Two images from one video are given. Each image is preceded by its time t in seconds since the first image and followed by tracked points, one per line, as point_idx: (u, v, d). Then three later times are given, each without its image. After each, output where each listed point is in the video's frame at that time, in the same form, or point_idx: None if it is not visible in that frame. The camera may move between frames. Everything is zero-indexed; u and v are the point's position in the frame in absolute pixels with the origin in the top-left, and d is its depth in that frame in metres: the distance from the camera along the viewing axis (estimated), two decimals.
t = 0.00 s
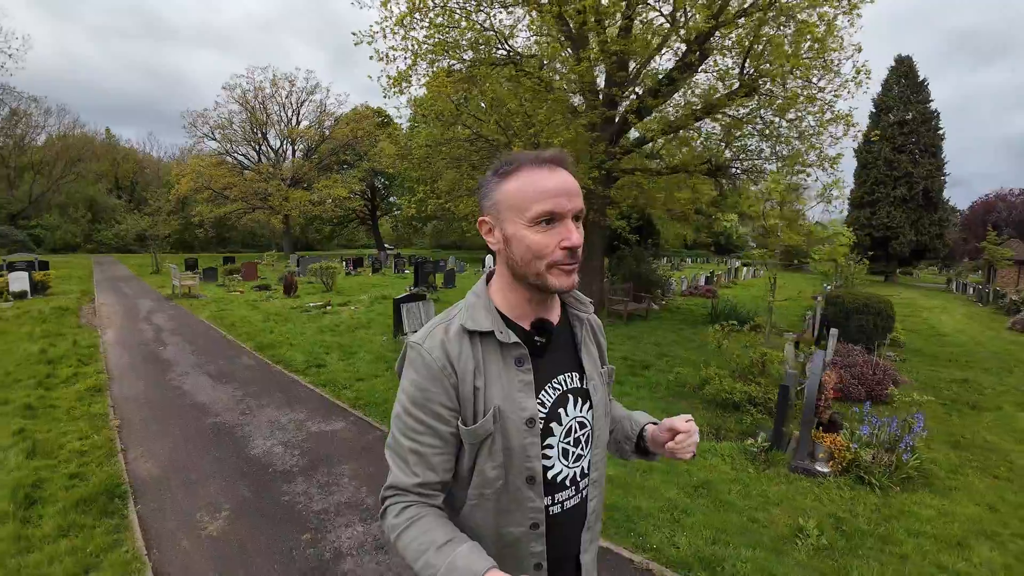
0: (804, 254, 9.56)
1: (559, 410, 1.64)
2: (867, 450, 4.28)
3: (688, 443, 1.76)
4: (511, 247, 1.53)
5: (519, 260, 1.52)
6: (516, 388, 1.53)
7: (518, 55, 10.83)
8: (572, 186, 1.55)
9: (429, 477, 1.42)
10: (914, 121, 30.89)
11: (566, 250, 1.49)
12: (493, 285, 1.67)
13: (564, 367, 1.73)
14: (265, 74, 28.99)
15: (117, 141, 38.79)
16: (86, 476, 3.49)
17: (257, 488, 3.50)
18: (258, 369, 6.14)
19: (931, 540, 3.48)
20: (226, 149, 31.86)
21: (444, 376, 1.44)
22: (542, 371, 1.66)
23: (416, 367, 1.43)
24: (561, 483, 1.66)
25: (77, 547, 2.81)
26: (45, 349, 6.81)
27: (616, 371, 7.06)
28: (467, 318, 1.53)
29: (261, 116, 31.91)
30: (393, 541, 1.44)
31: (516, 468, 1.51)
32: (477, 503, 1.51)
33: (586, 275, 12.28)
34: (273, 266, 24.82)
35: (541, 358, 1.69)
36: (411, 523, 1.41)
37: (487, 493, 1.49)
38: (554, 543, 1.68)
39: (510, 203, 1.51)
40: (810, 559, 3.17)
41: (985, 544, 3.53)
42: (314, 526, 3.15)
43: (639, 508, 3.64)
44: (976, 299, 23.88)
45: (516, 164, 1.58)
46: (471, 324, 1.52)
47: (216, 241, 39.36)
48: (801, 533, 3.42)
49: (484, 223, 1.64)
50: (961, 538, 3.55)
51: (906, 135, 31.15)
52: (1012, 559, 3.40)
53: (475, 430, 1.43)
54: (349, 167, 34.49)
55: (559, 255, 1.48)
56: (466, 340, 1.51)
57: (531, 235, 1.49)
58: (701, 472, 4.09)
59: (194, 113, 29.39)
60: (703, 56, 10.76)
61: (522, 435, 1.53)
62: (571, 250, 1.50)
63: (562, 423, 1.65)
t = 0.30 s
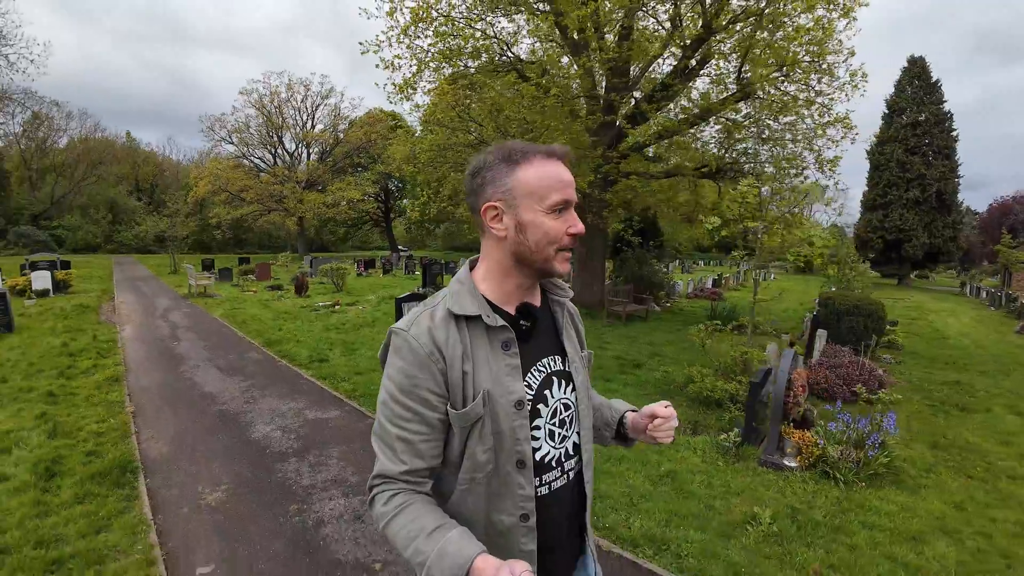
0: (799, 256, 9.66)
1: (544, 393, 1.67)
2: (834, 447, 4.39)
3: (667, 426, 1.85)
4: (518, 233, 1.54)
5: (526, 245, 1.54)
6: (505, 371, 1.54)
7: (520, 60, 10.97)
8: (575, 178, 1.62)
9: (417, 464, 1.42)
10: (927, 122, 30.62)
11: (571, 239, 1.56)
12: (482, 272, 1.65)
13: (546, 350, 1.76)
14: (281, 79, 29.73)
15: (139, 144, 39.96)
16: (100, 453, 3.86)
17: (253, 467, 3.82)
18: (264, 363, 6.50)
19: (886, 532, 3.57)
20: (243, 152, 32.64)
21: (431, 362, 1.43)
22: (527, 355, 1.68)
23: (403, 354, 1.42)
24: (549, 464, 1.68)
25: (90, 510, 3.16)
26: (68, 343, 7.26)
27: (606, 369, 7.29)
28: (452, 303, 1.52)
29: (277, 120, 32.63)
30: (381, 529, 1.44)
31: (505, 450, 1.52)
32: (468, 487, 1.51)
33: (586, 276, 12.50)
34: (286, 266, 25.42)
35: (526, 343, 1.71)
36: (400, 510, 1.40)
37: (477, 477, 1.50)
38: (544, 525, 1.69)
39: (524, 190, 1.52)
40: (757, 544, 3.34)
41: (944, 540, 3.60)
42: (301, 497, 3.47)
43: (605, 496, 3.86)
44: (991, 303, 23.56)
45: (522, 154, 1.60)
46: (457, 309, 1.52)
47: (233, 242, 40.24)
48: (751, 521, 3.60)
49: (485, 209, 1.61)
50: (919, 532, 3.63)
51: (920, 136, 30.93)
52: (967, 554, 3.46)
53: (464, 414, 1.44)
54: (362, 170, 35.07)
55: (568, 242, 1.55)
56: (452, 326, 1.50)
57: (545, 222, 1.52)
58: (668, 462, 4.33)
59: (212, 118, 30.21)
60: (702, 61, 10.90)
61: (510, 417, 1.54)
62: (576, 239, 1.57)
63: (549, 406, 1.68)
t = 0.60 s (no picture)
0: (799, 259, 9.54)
1: (528, 404, 1.61)
2: (802, 442, 4.48)
3: (643, 447, 1.83)
4: (512, 245, 1.54)
5: (519, 256, 1.54)
6: (489, 380, 1.48)
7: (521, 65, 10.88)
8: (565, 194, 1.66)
9: (396, 471, 1.37)
10: (939, 123, 30.33)
11: (563, 252, 1.58)
12: (471, 283, 1.61)
13: (531, 361, 1.71)
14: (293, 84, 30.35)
15: (157, 147, 40.95)
16: (104, 435, 4.16)
17: (245, 448, 4.09)
18: (264, 358, 6.79)
19: (839, 524, 3.65)
20: (256, 155, 33.31)
21: (416, 369, 1.39)
22: (512, 364, 1.62)
23: (388, 359, 1.36)
24: (529, 476, 1.63)
25: (90, 485, 3.44)
26: (81, 338, 7.61)
27: (596, 367, 7.46)
28: (439, 310, 1.47)
29: (290, 124, 33.25)
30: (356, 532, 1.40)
31: (487, 459, 1.47)
32: (449, 495, 1.46)
33: (585, 277, 12.68)
34: (296, 266, 25.91)
35: (511, 352, 1.66)
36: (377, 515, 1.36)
37: (458, 485, 1.46)
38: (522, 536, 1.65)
39: (522, 203, 1.53)
40: (708, 532, 3.48)
41: (901, 536, 3.56)
42: (284, 477, 3.71)
43: (572, 487, 4.02)
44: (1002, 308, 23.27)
45: (517, 168, 1.61)
46: (443, 316, 1.46)
47: (247, 243, 40.97)
48: (707, 510, 3.76)
49: (481, 221, 1.58)
50: (876, 528, 3.63)
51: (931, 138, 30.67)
52: (923, 551, 3.43)
53: (447, 423, 1.39)
54: (372, 172, 35.56)
55: (559, 256, 1.58)
56: (438, 332, 1.45)
57: (540, 235, 1.54)
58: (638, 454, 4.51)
59: (226, 121, 30.91)
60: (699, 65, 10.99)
61: (494, 426, 1.50)
62: (567, 252, 1.59)
63: (531, 416, 1.63)
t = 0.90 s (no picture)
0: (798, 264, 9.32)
1: (540, 387, 1.73)
2: (772, 441, 4.64)
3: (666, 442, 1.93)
4: (532, 235, 1.65)
5: (538, 246, 1.65)
6: (503, 364, 1.59)
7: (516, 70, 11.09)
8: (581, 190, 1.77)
9: (416, 452, 1.46)
10: (945, 126, 30.19)
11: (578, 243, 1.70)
12: (488, 271, 1.70)
13: (543, 348, 1.82)
14: (302, 88, 30.83)
15: (170, 150, 41.73)
16: (107, 424, 4.42)
17: (237, 437, 4.32)
18: (264, 355, 7.03)
19: (798, 519, 3.77)
20: (266, 158, 33.86)
21: (433, 353, 1.48)
22: (525, 350, 1.73)
23: (405, 344, 1.46)
24: (545, 458, 1.73)
25: (91, 468, 3.69)
26: (90, 336, 7.92)
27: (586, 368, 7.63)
28: (454, 297, 1.58)
29: (298, 128, 33.73)
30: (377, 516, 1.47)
31: (503, 441, 1.56)
32: (467, 477, 1.56)
33: (582, 280, 12.86)
34: (302, 267, 26.28)
35: (525, 339, 1.77)
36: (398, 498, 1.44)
37: (477, 468, 1.54)
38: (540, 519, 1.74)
39: (546, 194, 1.64)
40: (666, 524, 3.63)
41: (859, 534, 3.63)
42: (271, 464, 3.92)
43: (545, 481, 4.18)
44: (1008, 312, 23.20)
45: (536, 163, 1.72)
46: (458, 302, 1.58)
47: (256, 245, 41.51)
48: (669, 503, 3.91)
49: (504, 209, 1.67)
50: (835, 525, 3.73)
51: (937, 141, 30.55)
52: (880, 549, 3.49)
53: (465, 404, 1.48)
54: (379, 175, 35.96)
55: (575, 248, 1.72)
56: (453, 319, 1.56)
57: (559, 227, 1.65)
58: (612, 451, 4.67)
59: (235, 125, 31.43)
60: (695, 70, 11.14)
61: (509, 409, 1.59)
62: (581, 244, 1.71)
63: (544, 400, 1.75)
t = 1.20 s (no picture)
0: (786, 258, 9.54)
1: (548, 386, 1.74)
2: (742, 436, 4.83)
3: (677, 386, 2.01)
4: (536, 239, 1.66)
5: (542, 250, 1.66)
6: (512, 365, 1.58)
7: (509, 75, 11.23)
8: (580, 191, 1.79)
9: (424, 458, 1.43)
10: (945, 128, 30.26)
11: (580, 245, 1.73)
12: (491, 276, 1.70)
13: (548, 348, 1.83)
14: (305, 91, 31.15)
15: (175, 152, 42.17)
16: (107, 413, 4.64)
17: (229, 427, 4.53)
18: (260, 352, 7.25)
19: (758, 509, 3.95)
20: (269, 160, 34.17)
21: (441, 358, 1.46)
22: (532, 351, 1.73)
23: (413, 349, 1.44)
24: (554, 457, 1.74)
25: (90, 453, 3.92)
26: (93, 333, 8.16)
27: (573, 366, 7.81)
28: (460, 301, 1.57)
29: (301, 129, 34.04)
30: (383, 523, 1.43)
31: (514, 443, 1.55)
32: (479, 480, 1.53)
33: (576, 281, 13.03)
34: (304, 267, 26.55)
35: (530, 340, 1.77)
36: (404, 504, 1.40)
37: (489, 470, 1.52)
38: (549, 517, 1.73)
39: (550, 198, 1.65)
40: (627, 511, 3.82)
41: (816, 525, 3.78)
42: (258, 450, 4.12)
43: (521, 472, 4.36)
44: (1007, 315, 23.39)
45: (536, 166, 1.74)
46: (464, 305, 1.56)
47: (259, 246, 41.85)
48: (634, 492, 4.10)
49: (508, 214, 1.67)
50: (794, 516, 3.88)
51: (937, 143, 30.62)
52: (836, 539, 3.63)
53: (476, 408, 1.46)
54: (381, 176, 36.23)
55: (577, 249, 1.75)
56: (460, 322, 1.54)
57: (562, 230, 1.67)
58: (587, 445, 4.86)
59: (239, 127, 31.79)
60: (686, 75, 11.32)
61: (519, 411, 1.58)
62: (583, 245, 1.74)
63: (553, 399, 1.75)
